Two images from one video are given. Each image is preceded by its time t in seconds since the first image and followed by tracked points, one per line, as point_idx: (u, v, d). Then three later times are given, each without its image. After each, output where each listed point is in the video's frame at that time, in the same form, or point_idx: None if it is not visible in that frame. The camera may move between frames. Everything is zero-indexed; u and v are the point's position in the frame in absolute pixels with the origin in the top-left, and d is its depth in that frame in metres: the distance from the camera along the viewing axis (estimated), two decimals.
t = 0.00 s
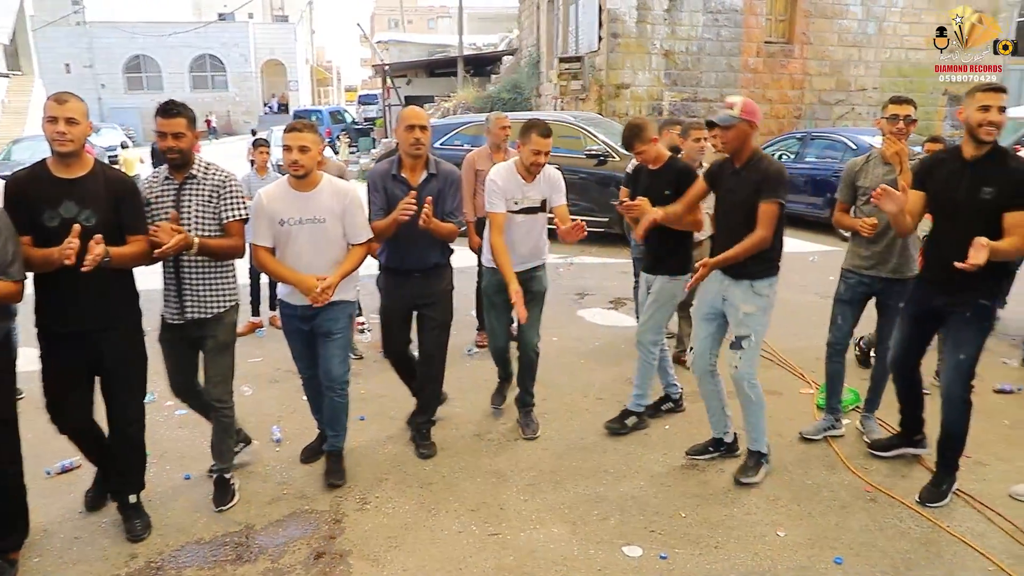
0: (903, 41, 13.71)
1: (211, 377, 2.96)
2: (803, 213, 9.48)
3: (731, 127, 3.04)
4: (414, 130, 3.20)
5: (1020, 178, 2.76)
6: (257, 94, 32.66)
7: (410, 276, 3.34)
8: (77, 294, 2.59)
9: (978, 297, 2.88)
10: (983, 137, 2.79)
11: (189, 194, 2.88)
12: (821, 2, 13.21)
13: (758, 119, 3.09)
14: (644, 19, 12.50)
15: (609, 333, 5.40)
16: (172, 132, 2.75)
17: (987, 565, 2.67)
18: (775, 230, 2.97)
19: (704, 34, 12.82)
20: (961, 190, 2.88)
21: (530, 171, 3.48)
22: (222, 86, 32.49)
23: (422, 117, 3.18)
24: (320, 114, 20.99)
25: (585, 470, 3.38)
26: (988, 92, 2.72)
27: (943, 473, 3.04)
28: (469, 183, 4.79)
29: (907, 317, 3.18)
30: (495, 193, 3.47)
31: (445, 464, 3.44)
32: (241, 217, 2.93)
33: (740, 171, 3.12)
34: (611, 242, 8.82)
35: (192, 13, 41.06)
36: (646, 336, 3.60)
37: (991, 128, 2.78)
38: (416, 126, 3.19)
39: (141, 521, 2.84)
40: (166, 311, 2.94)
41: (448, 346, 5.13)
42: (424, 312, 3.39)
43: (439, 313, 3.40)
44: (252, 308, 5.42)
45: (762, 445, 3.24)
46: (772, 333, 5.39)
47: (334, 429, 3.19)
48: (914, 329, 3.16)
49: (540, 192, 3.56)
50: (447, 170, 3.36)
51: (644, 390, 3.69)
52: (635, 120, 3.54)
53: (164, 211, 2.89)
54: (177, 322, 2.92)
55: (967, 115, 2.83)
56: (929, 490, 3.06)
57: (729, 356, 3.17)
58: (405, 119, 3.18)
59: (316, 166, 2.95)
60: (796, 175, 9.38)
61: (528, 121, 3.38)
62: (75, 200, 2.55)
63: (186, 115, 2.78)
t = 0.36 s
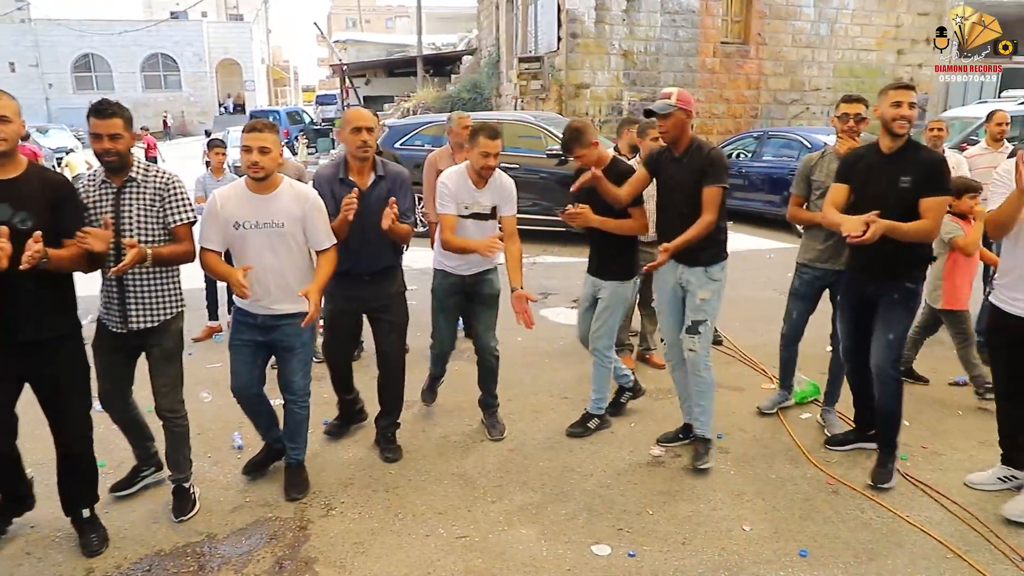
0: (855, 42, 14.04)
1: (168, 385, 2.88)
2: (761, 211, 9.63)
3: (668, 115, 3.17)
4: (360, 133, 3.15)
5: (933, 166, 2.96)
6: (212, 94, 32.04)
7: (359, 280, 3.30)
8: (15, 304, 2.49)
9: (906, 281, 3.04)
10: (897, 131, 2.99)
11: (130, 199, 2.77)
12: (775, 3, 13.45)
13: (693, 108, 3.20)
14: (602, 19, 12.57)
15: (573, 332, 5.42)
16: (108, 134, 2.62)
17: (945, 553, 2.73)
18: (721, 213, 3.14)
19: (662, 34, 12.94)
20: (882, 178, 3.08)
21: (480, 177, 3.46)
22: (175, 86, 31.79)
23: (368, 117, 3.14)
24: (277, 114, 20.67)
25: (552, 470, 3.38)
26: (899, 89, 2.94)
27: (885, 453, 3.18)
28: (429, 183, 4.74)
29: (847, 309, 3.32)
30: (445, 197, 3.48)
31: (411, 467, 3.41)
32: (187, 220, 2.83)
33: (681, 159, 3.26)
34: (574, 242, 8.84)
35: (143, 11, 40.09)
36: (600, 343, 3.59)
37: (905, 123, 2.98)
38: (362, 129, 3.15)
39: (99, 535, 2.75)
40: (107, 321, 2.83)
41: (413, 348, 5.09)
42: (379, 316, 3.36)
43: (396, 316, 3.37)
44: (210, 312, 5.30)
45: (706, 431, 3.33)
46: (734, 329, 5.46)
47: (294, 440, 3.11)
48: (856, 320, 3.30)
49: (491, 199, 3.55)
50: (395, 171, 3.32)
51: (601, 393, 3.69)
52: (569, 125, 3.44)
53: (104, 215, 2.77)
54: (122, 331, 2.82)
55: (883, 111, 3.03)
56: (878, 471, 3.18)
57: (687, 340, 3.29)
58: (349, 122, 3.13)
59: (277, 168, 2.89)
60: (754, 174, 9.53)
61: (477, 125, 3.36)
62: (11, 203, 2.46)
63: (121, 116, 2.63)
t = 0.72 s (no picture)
0: (841, 42, 14.12)
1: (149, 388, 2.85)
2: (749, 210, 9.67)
3: (631, 125, 3.14)
4: (318, 132, 3.22)
5: (908, 162, 3.02)
6: (198, 94, 31.83)
7: (323, 279, 3.30)
8: None
9: (878, 277, 3.12)
10: (872, 129, 3.05)
11: (85, 198, 2.70)
12: (762, 3, 13.50)
13: (659, 112, 3.16)
14: (590, 19, 12.58)
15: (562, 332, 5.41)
16: (65, 133, 2.58)
17: (935, 550, 2.74)
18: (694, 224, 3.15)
19: (649, 34, 12.97)
20: (858, 174, 3.14)
21: (427, 158, 3.48)
22: (160, 86, 31.55)
23: (324, 118, 3.22)
24: (264, 114, 20.55)
25: (542, 470, 3.37)
26: (875, 87, 3.00)
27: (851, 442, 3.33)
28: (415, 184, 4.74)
29: (823, 308, 3.39)
30: (396, 184, 3.50)
31: (400, 469, 3.39)
32: (141, 219, 2.75)
33: (653, 165, 3.24)
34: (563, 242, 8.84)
35: (128, 11, 39.79)
36: (580, 343, 3.60)
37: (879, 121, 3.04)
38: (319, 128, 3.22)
39: (83, 537, 2.73)
40: (66, 324, 2.77)
41: (402, 349, 5.07)
42: (343, 314, 3.34)
43: (359, 311, 3.35)
44: (196, 314, 5.26)
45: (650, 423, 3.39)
46: (722, 328, 5.47)
47: (280, 443, 3.11)
48: (830, 319, 3.37)
49: (440, 180, 3.55)
50: (351, 170, 3.42)
51: (588, 393, 3.67)
52: (546, 125, 3.45)
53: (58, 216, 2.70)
54: (80, 334, 2.76)
55: (858, 109, 3.09)
56: (839, 457, 3.32)
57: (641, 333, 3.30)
58: (305, 122, 3.21)
59: (252, 164, 2.87)
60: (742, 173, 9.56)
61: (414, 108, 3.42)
62: None
63: (77, 116, 2.60)
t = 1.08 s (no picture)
0: (835, 43, 14.16)
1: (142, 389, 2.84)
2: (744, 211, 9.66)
3: (608, 117, 3.15)
4: (297, 134, 3.13)
5: (908, 162, 3.03)
6: (193, 94, 31.76)
7: (305, 281, 3.24)
8: None
9: (876, 283, 3.13)
10: (875, 129, 3.06)
11: (60, 198, 2.68)
12: (757, 4, 13.52)
13: (639, 107, 3.16)
14: (585, 19, 12.59)
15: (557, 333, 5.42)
16: (36, 132, 2.55)
17: (929, 549, 2.75)
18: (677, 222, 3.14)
19: (644, 34, 12.98)
20: (858, 175, 3.15)
21: (403, 157, 3.48)
22: (155, 86, 31.49)
23: (304, 119, 3.11)
24: (259, 115, 20.52)
25: (538, 471, 3.37)
26: (879, 87, 3.01)
27: (847, 439, 3.37)
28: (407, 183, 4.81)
29: (814, 305, 3.41)
30: (372, 187, 3.50)
31: (396, 470, 3.39)
32: (119, 220, 2.74)
33: (631, 159, 3.24)
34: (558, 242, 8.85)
35: (122, 10, 39.68)
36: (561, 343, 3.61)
37: (882, 121, 3.06)
38: (299, 130, 3.12)
39: (27, 547, 2.68)
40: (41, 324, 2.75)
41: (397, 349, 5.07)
42: (324, 314, 3.29)
43: (341, 312, 3.31)
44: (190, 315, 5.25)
45: (610, 434, 3.41)
46: (718, 329, 5.48)
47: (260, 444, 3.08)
48: (820, 316, 3.38)
49: (420, 177, 3.52)
50: (333, 171, 3.32)
51: (579, 392, 3.69)
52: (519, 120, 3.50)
53: (33, 216, 2.68)
54: (52, 335, 2.73)
55: (861, 109, 3.10)
56: (832, 454, 3.37)
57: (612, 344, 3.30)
58: (286, 123, 3.09)
59: (206, 167, 2.83)
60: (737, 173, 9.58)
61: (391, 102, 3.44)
62: None
63: (51, 114, 2.57)
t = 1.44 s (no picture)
0: (828, 43, 14.21)
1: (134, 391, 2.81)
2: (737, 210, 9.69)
3: (592, 132, 3.15)
4: (291, 134, 3.03)
5: (905, 167, 3.03)
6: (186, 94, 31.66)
7: (290, 287, 3.17)
8: None
9: (872, 281, 3.16)
10: (876, 132, 3.06)
11: (48, 207, 2.60)
12: (750, 4, 13.55)
13: (621, 120, 3.15)
14: (579, 19, 12.60)
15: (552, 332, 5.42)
16: (23, 137, 2.50)
17: (921, 546, 2.77)
18: (646, 240, 3.16)
19: (638, 34, 13.00)
20: (855, 178, 3.15)
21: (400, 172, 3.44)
22: (148, 86, 31.38)
23: (298, 119, 3.04)
24: (253, 114, 20.48)
25: (533, 471, 3.37)
26: (880, 91, 2.99)
27: (840, 439, 3.39)
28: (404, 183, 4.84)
29: (809, 302, 3.45)
30: (367, 196, 3.44)
31: (391, 470, 3.38)
32: (108, 231, 2.66)
33: (614, 171, 3.24)
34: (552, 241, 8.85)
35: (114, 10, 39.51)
36: (525, 331, 3.70)
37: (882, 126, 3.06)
38: (293, 130, 3.04)
39: None
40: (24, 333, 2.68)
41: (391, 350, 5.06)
42: (309, 322, 3.24)
43: (325, 324, 3.25)
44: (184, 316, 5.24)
45: (601, 433, 3.40)
46: (712, 329, 5.49)
47: (200, 458, 2.98)
48: (816, 313, 3.41)
49: (414, 196, 3.48)
50: (325, 175, 3.23)
51: (538, 379, 3.84)
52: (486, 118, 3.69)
53: (19, 224, 2.60)
54: (36, 346, 2.65)
55: (861, 111, 3.10)
56: (826, 453, 3.39)
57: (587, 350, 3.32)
58: (280, 123, 3.01)
59: (177, 172, 2.76)
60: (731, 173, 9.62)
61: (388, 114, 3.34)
62: None
63: (39, 118, 2.52)
